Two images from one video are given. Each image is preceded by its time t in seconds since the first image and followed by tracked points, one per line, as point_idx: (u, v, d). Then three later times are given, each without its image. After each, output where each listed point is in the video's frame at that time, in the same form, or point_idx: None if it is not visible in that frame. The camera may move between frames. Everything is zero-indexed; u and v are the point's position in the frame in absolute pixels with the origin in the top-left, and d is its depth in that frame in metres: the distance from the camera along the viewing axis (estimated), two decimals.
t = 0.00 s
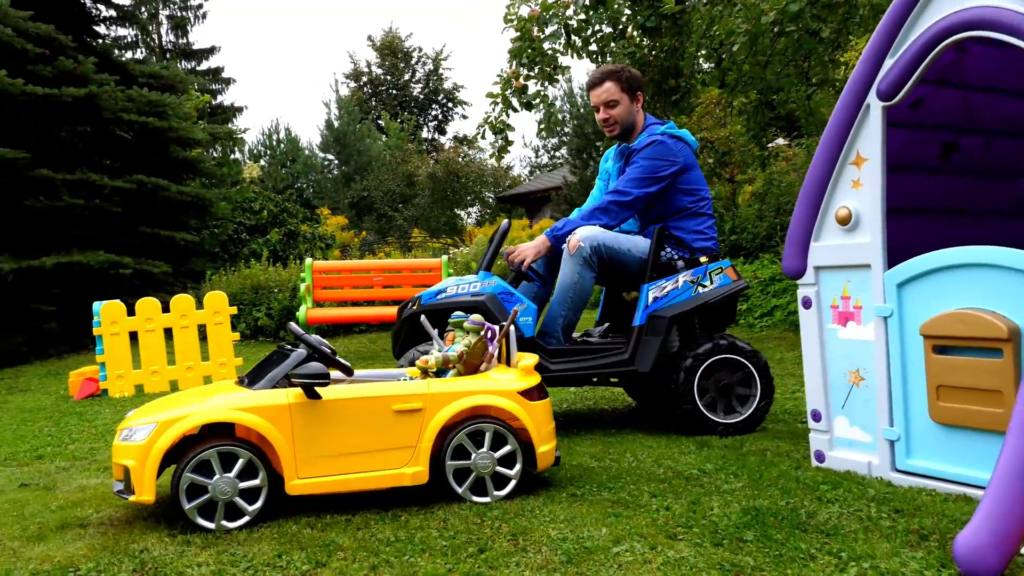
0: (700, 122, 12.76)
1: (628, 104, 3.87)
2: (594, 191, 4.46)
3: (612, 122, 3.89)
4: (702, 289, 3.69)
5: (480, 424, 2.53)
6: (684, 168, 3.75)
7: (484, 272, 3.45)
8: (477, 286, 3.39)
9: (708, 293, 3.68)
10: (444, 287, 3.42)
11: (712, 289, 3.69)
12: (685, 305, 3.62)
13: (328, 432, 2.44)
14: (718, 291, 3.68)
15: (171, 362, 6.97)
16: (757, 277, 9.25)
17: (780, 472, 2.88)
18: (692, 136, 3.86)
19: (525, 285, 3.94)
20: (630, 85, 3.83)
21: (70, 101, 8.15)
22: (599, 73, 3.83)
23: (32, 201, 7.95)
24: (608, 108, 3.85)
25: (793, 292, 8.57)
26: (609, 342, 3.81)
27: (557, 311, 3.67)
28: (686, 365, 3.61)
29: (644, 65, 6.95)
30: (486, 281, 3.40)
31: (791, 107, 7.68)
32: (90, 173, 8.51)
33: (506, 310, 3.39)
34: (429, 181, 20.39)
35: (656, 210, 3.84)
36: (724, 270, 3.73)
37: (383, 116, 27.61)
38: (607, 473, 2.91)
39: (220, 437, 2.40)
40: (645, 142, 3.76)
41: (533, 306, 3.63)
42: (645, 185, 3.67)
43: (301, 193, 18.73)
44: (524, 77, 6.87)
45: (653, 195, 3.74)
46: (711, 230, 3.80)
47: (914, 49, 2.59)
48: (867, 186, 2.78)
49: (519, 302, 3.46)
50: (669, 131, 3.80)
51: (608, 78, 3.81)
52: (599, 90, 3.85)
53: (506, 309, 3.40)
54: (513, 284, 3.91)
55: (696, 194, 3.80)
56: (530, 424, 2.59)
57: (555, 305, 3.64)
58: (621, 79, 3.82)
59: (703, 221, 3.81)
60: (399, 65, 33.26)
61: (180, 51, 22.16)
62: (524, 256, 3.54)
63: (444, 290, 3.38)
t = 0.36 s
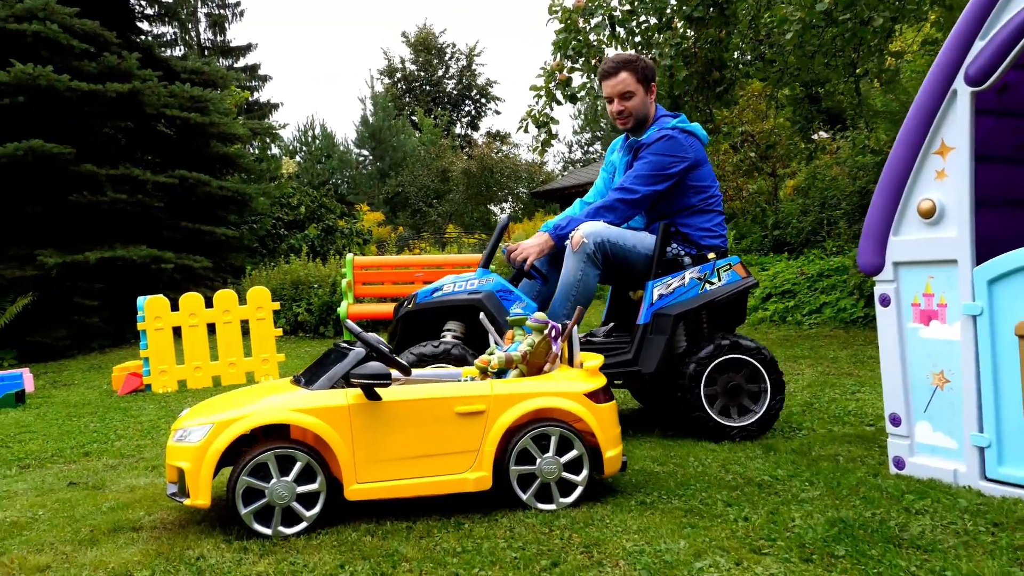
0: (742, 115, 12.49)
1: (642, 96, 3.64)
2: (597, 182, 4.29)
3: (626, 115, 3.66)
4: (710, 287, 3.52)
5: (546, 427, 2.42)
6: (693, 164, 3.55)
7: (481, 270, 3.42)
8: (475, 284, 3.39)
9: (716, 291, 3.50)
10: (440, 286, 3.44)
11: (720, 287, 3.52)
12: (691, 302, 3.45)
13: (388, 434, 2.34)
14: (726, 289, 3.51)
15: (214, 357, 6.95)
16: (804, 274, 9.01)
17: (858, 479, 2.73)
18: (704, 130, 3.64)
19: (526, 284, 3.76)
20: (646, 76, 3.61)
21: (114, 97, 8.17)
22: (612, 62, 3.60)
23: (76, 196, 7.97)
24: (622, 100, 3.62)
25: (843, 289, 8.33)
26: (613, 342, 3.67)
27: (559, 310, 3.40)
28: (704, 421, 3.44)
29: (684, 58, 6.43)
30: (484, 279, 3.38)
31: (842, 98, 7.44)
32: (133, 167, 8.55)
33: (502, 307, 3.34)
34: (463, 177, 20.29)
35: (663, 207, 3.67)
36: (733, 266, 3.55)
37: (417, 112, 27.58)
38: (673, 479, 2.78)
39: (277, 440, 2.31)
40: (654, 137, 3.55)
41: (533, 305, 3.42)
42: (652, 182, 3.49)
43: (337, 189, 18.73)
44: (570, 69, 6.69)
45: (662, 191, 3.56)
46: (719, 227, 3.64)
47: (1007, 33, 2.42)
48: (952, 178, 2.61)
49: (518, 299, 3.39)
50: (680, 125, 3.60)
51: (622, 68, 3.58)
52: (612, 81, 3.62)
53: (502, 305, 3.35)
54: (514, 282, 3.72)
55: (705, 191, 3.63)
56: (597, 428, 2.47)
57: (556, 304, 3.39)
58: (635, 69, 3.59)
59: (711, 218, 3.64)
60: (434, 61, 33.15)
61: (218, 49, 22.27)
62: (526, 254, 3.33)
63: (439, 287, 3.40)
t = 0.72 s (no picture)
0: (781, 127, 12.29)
1: (642, 106, 3.52)
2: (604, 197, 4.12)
3: (626, 125, 3.52)
4: (715, 304, 3.34)
5: (606, 450, 2.32)
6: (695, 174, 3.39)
7: (479, 287, 3.28)
8: (471, 301, 3.25)
9: (721, 308, 3.33)
10: (435, 302, 3.27)
11: (726, 303, 3.34)
12: (695, 319, 3.28)
13: (444, 456, 2.26)
14: (732, 306, 3.33)
15: (253, 372, 6.93)
16: (850, 289, 8.79)
17: (934, 506, 2.59)
18: (708, 141, 3.51)
19: (527, 300, 3.67)
20: (647, 85, 3.47)
21: (156, 113, 8.23)
22: (612, 71, 3.47)
23: (119, 211, 8.02)
24: (623, 109, 3.48)
25: (891, 304, 8.11)
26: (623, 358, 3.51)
27: (558, 327, 3.28)
28: (758, 456, 3.29)
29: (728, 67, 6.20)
30: (481, 296, 3.24)
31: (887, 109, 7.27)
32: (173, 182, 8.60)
33: (499, 326, 3.20)
34: (495, 191, 20.26)
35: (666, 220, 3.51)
36: (740, 283, 3.37)
37: (450, 127, 27.63)
38: (737, 504, 2.66)
39: (331, 461, 2.23)
40: (655, 148, 3.42)
41: (531, 322, 3.28)
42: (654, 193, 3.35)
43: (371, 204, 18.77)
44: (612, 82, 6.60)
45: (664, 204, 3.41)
46: (724, 239, 3.47)
47: None
48: None
49: (515, 317, 3.24)
50: (682, 135, 3.47)
51: (622, 78, 3.45)
52: (611, 90, 3.49)
53: (499, 324, 3.21)
54: (512, 297, 3.65)
55: (710, 203, 3.48)
56: (660, 451, 2.36)
57: (554, 321, 3.26)
58: (635, 78, 3.46)
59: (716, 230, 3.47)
60: (466, 76, 33.21)
61: (255, 66, 22.49)
62: (518, 265, 3.28)
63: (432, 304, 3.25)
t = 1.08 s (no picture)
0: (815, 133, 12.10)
1: (646, 109, 3.43)
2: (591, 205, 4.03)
3: (635, 128, 3.41)
4: (706, 315, 3.17)
5: (654, 466, 2.27)
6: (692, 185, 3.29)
7: (464, 299, 3.25)
8: (454, 313, 3.22)
9: (711, 319, 3.15)
10: (419, 313, 3.27)
11: (716, 315, 3.16)
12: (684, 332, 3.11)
13: (487, 472, 2.21)
14: (723, 317, 3.16)
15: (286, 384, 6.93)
16: (889, 296, 8.60)
17: (997, 523, 2.48)
18: (705, 148, 3.39)
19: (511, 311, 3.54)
20: (651, 87, 3.41)
21: (189, 126, 8.29)
22: (618, 72, 3.36)
23: (153, 223, 8.07)
24: (632, 110, 3.37)
25: (934, 312, 7.92)
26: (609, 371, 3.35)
27: (544, 339, 3.23)
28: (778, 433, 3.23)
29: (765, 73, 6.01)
30: (464, 308, 3.20)
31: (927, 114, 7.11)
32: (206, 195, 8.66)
33: (483, 339, 3.15)
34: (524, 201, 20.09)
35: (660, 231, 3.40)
36: (731, 293, 3.20)
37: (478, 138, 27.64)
38: (788, 521, 2.58)
39: (372, 477, 2.20)
40: (653, 156, 3.30)
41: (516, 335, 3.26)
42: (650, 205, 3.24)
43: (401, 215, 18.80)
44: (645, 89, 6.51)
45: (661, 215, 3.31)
46: (717, 249, 3.37)
47: None
48: None
49: (499, 330, 3.20)
50: (680, 143, 3.35)
51: (629, 79, 3.36)
52: (617, 92, 3.36)
53: (483, 337, 3.17)
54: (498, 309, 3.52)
55: (705, 213, 3.37)
56: (710, 466, 2.31)
57: (541, 332, 3.22)
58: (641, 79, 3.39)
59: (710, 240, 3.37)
60: (493, 87, 33.23)
61: (284, 80, 22.65)
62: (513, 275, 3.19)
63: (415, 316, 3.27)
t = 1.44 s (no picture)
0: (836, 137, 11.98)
1: (618, 118, 3.38)
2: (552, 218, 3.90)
3: (611, 136, 3.35)
4: (670, 327, 3.05)
5: (683, 482, 2.22)
6: (705, 196, 3.22)
7: (423, 311, 3.27)
8: (414, 325, 3.23)
9: (675, 332, 3.03)
10: (378, 326, 3.26)
11: (681, 327, 3.05)
12: (646, 344, 3.01)
13: (511, 488, 2.17)
14: (686, 329, 3.03)
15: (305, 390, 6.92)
16: (913, 303, 8.47)
17: None
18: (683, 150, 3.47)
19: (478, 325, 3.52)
20: (620, 95, 3.39)
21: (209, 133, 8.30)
22: (587, 83, 3.32)
23: (172, 229, 8.09)
24: (607, 118, 3.33)
25: (960, 320, 7.79)
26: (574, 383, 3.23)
27: (506, 351, 3.16)
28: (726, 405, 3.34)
29: (785, 77, 5.77)
30: (425, 319, 3.24)
31: (950, 119, 7.01)
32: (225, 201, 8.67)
33: (442, 352, 3.17)
34: (541, 206, 20.06)
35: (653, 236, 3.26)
36: (697, 304, 3.07)
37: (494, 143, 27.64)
38: (820, 539, 2.53)
39: (394, 491, 2.16)
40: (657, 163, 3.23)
41: (476, 347, 3.27)
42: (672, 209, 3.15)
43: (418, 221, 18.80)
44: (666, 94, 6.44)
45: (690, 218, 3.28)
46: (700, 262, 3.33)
47: None
48: None
49: (460, 341, 3.22)
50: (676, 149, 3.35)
51: (600, 87, 3.31)
52: (589, 101, 3.32)
53: (443, 350, 3.19)
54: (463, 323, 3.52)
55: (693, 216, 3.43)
56: (740, 482, 2.26)
57: (503, 344, 3.16)
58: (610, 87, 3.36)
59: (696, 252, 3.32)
60: (510, 92, 33.21)
61: (303, 85, 22.71)
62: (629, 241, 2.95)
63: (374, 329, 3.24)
